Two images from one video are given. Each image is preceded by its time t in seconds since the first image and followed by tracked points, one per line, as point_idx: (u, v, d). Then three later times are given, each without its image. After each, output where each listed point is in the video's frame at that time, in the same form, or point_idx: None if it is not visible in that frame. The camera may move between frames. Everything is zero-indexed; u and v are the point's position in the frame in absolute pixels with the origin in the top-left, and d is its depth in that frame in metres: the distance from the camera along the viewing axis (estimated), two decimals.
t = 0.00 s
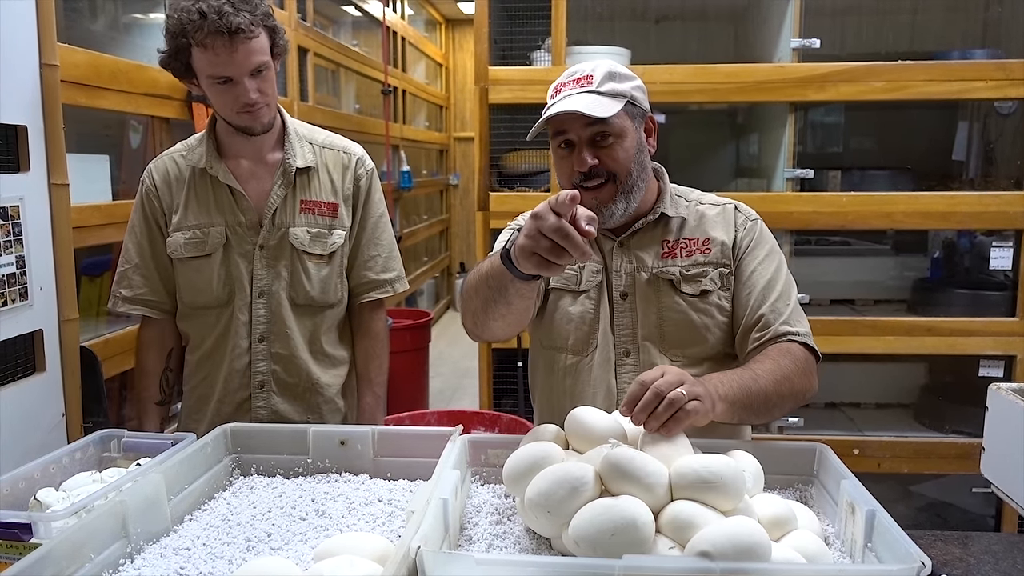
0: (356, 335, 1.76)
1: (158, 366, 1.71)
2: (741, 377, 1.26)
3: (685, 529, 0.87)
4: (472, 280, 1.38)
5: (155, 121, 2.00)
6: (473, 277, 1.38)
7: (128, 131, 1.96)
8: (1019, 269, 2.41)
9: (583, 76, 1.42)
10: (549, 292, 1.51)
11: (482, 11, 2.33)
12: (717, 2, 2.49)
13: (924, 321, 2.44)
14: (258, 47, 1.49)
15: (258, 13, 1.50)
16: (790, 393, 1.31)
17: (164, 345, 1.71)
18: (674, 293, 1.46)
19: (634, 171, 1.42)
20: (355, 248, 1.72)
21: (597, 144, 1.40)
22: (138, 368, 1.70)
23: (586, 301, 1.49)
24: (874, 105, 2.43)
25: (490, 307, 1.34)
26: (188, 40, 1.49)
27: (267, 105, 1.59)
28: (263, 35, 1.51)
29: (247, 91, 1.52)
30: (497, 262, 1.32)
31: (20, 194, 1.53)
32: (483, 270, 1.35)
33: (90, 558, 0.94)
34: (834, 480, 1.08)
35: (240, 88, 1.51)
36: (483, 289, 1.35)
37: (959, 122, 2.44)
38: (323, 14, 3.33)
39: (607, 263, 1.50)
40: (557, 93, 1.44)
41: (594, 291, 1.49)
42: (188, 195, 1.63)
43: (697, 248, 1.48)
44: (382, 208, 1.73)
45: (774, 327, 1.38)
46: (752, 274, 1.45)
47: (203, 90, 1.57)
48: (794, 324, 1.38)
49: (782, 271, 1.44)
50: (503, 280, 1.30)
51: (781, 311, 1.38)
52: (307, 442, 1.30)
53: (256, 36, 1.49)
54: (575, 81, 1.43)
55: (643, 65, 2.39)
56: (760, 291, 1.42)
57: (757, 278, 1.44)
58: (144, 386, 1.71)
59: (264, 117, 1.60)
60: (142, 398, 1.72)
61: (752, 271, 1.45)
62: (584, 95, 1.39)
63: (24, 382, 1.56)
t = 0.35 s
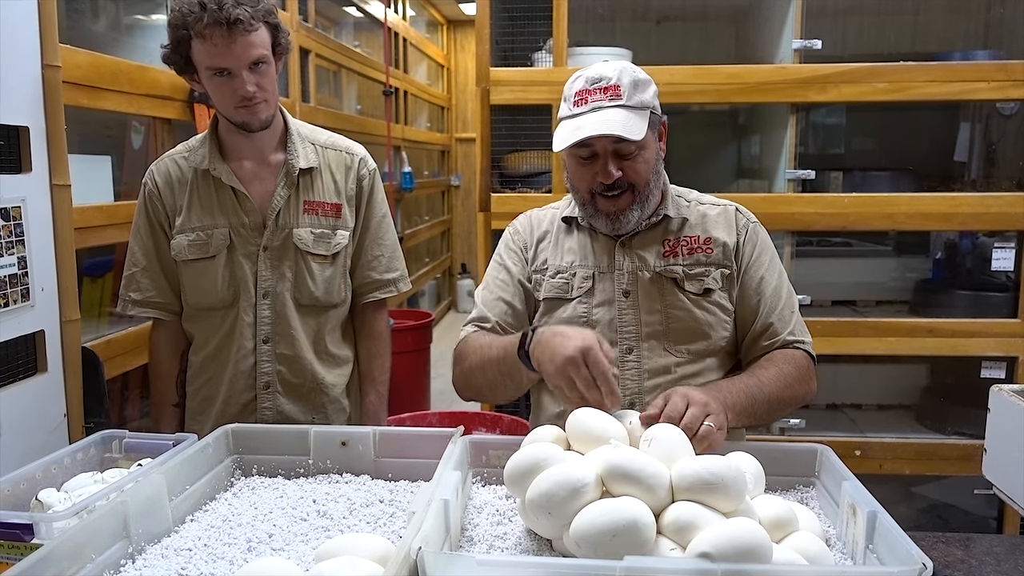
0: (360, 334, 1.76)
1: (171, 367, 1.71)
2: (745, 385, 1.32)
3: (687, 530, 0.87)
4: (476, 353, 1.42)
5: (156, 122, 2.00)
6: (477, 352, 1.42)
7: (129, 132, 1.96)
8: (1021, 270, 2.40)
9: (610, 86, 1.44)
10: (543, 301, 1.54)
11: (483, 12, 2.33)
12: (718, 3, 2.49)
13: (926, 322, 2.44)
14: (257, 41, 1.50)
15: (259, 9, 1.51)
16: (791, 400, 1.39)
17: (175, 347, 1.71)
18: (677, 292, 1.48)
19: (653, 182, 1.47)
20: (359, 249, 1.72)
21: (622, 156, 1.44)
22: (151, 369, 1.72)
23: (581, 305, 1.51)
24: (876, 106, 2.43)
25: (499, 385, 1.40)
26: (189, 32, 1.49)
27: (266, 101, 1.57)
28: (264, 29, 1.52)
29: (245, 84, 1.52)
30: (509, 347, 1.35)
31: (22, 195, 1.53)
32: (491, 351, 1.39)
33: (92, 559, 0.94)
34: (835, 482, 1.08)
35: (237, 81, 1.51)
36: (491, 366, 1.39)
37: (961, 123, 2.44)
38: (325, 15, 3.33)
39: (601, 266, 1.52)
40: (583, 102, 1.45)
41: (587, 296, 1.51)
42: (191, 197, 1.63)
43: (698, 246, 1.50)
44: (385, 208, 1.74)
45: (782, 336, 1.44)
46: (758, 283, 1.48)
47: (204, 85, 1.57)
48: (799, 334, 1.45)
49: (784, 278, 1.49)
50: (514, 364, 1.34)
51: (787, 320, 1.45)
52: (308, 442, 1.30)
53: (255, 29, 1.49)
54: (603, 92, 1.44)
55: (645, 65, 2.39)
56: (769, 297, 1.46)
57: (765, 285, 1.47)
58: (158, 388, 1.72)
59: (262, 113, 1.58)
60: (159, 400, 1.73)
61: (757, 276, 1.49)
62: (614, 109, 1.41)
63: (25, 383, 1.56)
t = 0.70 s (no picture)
0: (361, 334, 1.76)
1: (170, 367, 1.71)
2: (733, 379, 1.33)
3: (688, 531, 0.86)
4: (481, 373, 1.48)
5: (157, 124, 2.00)
6: (482, 375, 1.47)
7: (131, 133, 1.97)
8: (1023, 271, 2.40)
9: (594, 77, 1.43)
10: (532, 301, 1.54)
11: (484, 13, 2.34)
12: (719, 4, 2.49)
13: (927, 323, 2.44)
14: (261, 43, 1.50)
15: (261, 11, 1.51)
16: (783, 391, 1.38)
17: (175, 347, 1.71)
18: (663, 289, 1.48)
19: (642, 172, 1.46)
20: (359, 249, 1.72)
21: (608, 147, 1.43)
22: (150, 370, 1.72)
23: (569, 304, 1.51)
24: (877, 106, 2.42)
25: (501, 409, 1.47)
26: (191, 35, 1.49)
27: (269, 102, 1.58)
28: (266, 32, 1.51)
29: (248, 87, 1.52)
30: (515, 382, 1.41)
31: (23, 196, 1.53)
32: (498, 381, 1.44)
33: (92, 559, 0.94)
34: (837, 483, 1.08)
35: (241, 84, 1.51)
36: (496, 396, 1.45)
37: (962, 124, 2.44)
38: (326, 16, 3.34)
39: (589, 264, 1.52)
40: (568, 95, 1.44)
41: (574, 296, 1.51)
42: (192, 198, 1.63)
43: (686, 243, 1.50)
44: (386, 208, 1.74)
45: (771, 326, 1.43)
46: (743, 273, 1.47)
47: (205, 88, 1.57)
48: (791, 326, 1.43)
49: (776, 271, 1.47)
50: (519, 400, 1.42)
51: (777, 309, 1.44)
52: (308, 443, 1.30)
53: (258, 32, 1.49)
54: (587, 83, 1.43)
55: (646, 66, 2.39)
56: (757, 289, 1.45)
57: (753, 278, 1.46)
58: (157, 389, 1.71)
59: (265, 115, 1.59)
60: (159, 401, 1.72)
61: (745, 269, 1.47)
62: (598, 100, 1.40)
63: (26, 383, 1.56)
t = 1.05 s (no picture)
0: (361, 335, 1.76)
1: (172, 368, 1.71)
2: (718, 371, 1.32)
3: (687, 532, 0.86)
4: (473, 360, 1.44)
5: (158, 125, 2.01)
6: (475, 363, 1.43)
7: (132, 134, 1.97)
8: None
9: (566, 67, 1.47)
10: (524, 296, 1.55)
11: (484, 14, 2.34)
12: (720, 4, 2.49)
13: (928, 323, 2.44)
14: (267, 50, 1.49)
15: (265, 17, 1.50)
16: (768, 390, 1.38)
17: (176, 347, 1.71)
18: (651, 288, 1.48)
19: (622, 154, 1.48)
20: (358, 250, 1.72)
21: (584, 129, 1.47)
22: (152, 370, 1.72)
23: (561, 303, 1.52)
24: (878, 106, 2.42)
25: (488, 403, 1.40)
26: (197, 43, 1.49)
27: (275, 106, 1.58)
28: (272, 38, 1.51)
29: (256, 94, 1.52)
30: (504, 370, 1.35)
31: (23, 198, 1.53)
32: (487, 369, 1.39)
33: (92, 561, 0.94)
34: (837, 483, 1.08)
35: (247, 91, 1.51)
36: (485, 385, 1.39)
37: (963, 124, 2.44)
38: (326, 17, 3.34)
39: (581, 263, 1.53)
40: (542, 85, 1.47)
41: (567, 294, 1.52)
42: (192, 199, 1.63)
43: (674, 240, 1.49)
44: (385, 208, 1.74)
45: (759, 326, 1.42)
46: (732, 271, 1.47)
47: (209, 93, 1.57)
48: (779, 323, 1.42)
49: (766, 268, 1.45)
50: (504, 390, 1.34)
51: (766, 308, 1.42)
52: (308, 444, 1.30)
53: (265, 39, 1.49)
54: (559, 73, 1.47)
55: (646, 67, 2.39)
56: (746, 287, 1.44)
57: (741, 275, 1.45)
58: (158, 389, 1.71)
59: (271, 119, 1.59)
60: (159, 401, 1.72)
61: (733, 266, 1.47)
62: (569, 83, 1.44)
63: (26, 385, 1.56)
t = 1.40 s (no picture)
0: (360, 335, 1.76)
1: (171, 367, 1.71)
2: (717, 369, 1.32)
3: (688, 531, 0.86)
4: (477, 364, 1.42)
5: (157, 125, 2.01)
6: (479, 367, 1.41)
7: (131, 135, 1.97)
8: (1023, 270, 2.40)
9: (561, 61, 1.48)
10: (524, 297, 1.54)
11: (483, 14, 2.34)
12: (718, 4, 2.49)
13: (928, 322, 2.44)
14: (267, 51, 1.49)
15: (265, 17, 1.50)
16: (766, 386, 1.38)
17: (174, 346, 1.71)
18: (654, 286, 1.48)
19: (618, 148, 1.48)
20: (357, 251, 1.72)
21: (580, 121, 1.47)
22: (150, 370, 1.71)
23: (562, 303, 1.51)
24: (877, 106, 2.42)
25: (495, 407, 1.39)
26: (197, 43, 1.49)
27: (273, 106, 1.57)
28: (271, 38, 1.51)
29: (255, 93, 1.52)
30: (513, 375, 1.34)
31: (23, 198, 1.53)
32: (493, 374, 1.38)
33: (92, 561, 0.94)
34: (837, 482, 1.08)
35: (246, 91, 1.51)
36: (491, 389, 1.38)
37: (962, 123, 2.44)
38: (326, 17, 3.34)
39: (582, 262, 1.53)
40: (538, 79, 1.48)
41: (569, 293, 1.51)
42: (191, 199, 1.63)
43: (674, 239, 1.50)
44: (384, 209, 1.74)
45: (755, 321, 1.42)
46: (730, 268, 1.47)
47: (209, 94, 1.56)
48: (775, 316, 1.42)
49: (759, 261, 1.47)
50: (514, 396, 1.33)
51: (761, 304, 1.43)
52: (308, 444, 1.30)
53: (264, 39, 1.49)
54: (555, 68, 1.48)
55: (645, 67, 2.39)
56: (741, 282, 1.45)
57: (738, 268, 1.47)
58: (156, 389, 1.71)
59: (269, 119, 1.59)
60: (157, 400, 1.72)
61: (730, 261, 1.48)
62: (562, 76, 1.45)
63: (26, 386, 1.56)
